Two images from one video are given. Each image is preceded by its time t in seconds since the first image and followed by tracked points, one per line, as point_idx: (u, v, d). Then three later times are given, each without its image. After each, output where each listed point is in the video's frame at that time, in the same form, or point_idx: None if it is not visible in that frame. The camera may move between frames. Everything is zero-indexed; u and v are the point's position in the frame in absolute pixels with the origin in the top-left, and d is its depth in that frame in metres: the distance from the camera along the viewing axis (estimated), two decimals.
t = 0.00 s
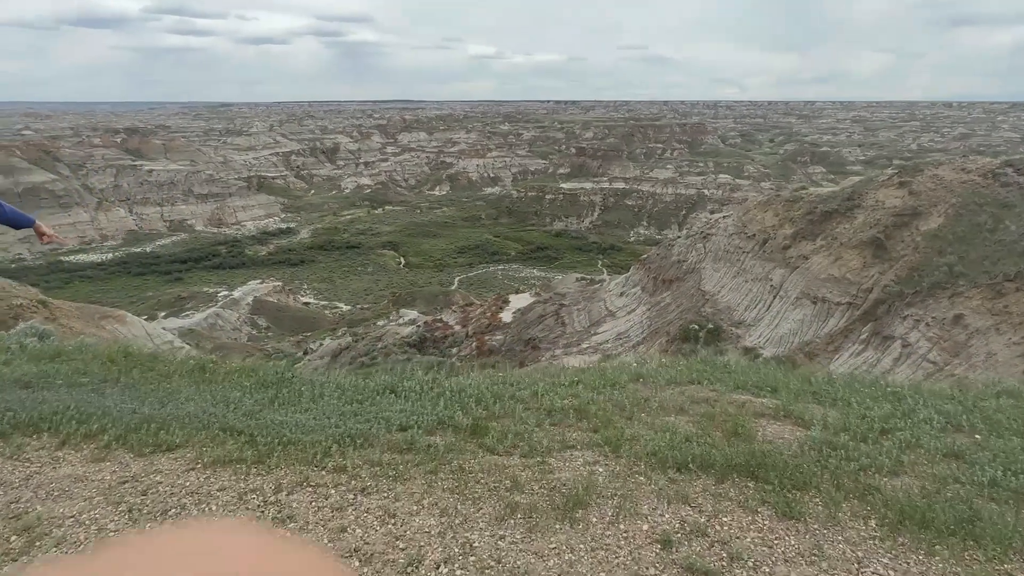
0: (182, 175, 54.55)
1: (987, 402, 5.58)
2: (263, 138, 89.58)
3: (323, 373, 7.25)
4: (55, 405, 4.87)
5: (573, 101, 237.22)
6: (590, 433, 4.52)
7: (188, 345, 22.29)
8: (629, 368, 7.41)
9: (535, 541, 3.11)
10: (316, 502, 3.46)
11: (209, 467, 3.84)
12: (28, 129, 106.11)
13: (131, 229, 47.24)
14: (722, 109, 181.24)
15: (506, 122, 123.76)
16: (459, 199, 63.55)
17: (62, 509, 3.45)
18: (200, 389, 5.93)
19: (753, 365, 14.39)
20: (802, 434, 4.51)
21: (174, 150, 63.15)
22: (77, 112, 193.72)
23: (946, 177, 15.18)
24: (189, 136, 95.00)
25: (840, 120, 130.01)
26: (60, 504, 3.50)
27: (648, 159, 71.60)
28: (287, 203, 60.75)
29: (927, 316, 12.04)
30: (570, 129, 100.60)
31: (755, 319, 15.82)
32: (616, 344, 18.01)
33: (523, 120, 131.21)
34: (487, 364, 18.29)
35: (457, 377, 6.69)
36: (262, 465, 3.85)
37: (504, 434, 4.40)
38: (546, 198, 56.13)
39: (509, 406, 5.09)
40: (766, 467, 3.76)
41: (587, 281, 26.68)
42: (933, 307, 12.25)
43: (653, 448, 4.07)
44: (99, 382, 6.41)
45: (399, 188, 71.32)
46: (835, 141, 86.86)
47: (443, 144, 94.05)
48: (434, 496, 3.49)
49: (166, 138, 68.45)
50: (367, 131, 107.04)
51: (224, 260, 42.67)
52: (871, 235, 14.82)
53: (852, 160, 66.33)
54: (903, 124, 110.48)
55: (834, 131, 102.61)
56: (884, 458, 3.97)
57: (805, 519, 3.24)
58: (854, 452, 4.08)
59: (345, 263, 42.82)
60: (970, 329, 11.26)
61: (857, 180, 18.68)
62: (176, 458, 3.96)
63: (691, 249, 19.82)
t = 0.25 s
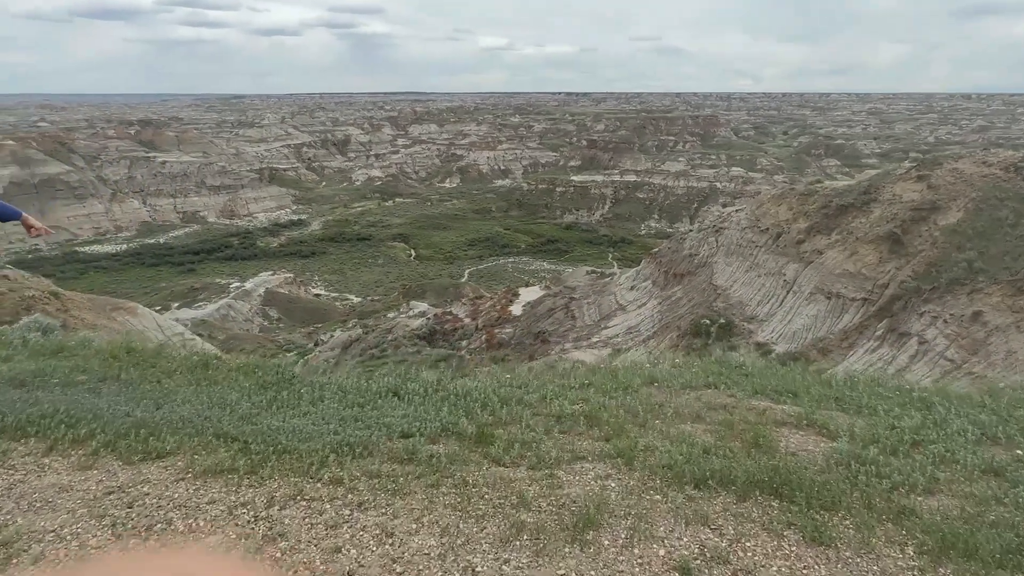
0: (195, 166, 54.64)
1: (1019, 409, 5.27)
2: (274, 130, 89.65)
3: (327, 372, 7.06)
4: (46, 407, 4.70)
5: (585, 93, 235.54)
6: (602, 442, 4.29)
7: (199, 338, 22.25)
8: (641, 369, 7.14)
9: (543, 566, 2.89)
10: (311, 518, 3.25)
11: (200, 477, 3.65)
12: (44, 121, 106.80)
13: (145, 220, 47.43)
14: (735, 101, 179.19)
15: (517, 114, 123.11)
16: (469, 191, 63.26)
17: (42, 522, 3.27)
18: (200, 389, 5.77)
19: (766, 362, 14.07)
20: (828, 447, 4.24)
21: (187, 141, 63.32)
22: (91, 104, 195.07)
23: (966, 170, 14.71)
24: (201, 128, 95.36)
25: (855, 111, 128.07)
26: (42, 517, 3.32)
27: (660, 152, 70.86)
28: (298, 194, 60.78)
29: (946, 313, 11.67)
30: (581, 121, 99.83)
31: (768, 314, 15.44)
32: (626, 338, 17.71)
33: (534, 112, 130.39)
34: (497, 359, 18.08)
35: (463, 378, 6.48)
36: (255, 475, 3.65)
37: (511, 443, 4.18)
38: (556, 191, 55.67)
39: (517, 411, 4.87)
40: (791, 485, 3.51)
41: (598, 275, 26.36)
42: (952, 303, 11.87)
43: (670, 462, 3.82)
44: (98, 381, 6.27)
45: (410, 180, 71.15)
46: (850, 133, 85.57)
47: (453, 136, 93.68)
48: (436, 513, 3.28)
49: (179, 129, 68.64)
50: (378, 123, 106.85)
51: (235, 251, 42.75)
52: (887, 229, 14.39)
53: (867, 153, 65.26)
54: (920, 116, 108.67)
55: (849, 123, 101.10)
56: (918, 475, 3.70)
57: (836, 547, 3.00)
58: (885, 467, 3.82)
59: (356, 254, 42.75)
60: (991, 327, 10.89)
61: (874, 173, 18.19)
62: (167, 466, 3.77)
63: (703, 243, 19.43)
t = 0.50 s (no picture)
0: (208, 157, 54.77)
1: None
2: (286, 121, 89.69)
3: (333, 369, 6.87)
4: (42, 404, 4.56)
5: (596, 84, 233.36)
6: (619, 448, 4.07)
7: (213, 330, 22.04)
8: (655, 367, 6.90)
9: None
10: (311, 528, 3.08)
11: (196, 482, 3.49)
12: (60, 113, 107.48)
13: (159, 211, 47.65)
14: (749, 92, 176.83)
15: (528, 105, 122.21)
16: (480, 183, 62.94)
17: (31, 529, 3.12)
18: (203, 386, 5.61)
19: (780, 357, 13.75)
20: (859, 454, 4.00)
21: (200, 132, 63.48)
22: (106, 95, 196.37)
23: (988, 162, 14.24)
24: (214, 119, 95.63)
25: (872, 102, 125.95)
26: (29, 524, 3.16)
27: (673, 143, 70.08)
28: (310, 186, 60.79)
29: (965, 308, 11.33)
30: (593, 112, 98.99)
31: (781, 308, 15.08)
32: (637, 331, 17.41)
33: (546, 103, 129.45)
34: (508, 352, 17.92)
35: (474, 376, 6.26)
36: (253, 481, 3.48)
37: (523, 448, 3.97)
38: (567, 182, 55.18)
39: (529, 413, 4.65)
40: (824, 498, 3.28)
41: (609, 267, 26.05)
42: (971, 299, 11.53)
43: (692, 471, 3.60)
44: (99, 377, 6.13)
45: (421, 171, 70.94)
46: (866, 124, 84.16)
47: (464, 127, 93.22)
48: (443, 525, 3.09)
49: (192, 120, 68.83)
50: (389, 114, 106.61)
51: (248, 242, 42.83)
52: (905, 223, 13.98)
53: (884, 145, 64.15)
54: (938, 107, 106.65)
55: (865, 114, 99.46)
56: (960, 487, 3.44)
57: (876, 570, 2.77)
58: (922, 479, 3.56)
59: (367, 246, 42.69)
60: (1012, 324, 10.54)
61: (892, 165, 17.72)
62: (162, 470, 3.61)
63: (716, 236, 19.04)
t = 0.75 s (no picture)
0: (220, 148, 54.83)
1: None
2: (297, 112, 89.63)
3: (335, 366, 6.70)
4: (31, 403, 4.43)
5: (608, 74, 231.08)
6: (628, 455, 3.86)
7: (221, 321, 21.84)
8: (665, 365, 6.66)
9: None
10: (298, 543, 2.90)
11: (182, 489, 3.32)
12: (76, 104, 108.03)
13: (172, 202, 47.81)
14: (762, 82, 174.43)
15: (539, 96, 121.32)
16: (491, 174, 62.57)
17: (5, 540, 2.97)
18: (200, 383, 5.47)
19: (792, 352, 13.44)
20: (885, 465, 3.75)
21: (212, 123, 63.57)
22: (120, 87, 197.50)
23: (1010, 153, 13.78)
24: (227, 110, 95.79)
25: (888, 93, 123.79)
26: (4, 534, 3.01)
27: (685, 135, 69.24)
28: (321, 177, 60.75)
29: (983, 303, 10.98)
30: (605, 103, 98.06)
31: (794, 301, 14.72)
32: (647, 324, 17.11)
33: (557, 94, 128.41)
34: (518, 344, 17.72)
35: (478, 374, 6.06)
36: (241, 489, 3.31)
37: (527, 455, 3.77)
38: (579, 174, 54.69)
39: (534, 416, 4.45)
40: (848, 515, 3.05)
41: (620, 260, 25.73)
42: (991, 293, 11.17)
43: (705, 483, 3.39)
44: (97, 373, 6.00)
45: (431, 162, 70.67)
46: (883, 115, 82.68)
47: (475, 118, 92.71)
48: (438, 542, 2.90)
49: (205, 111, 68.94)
50: (400, 105, 106.22)
51: (260, 233, 42.89)
52: (923, 215, 13.58)
53: (900, 136, 63.00)
54: (956, 98, 104.53)
55: (882, 104, 97.71)
56: (996, 504, 3.19)
57: None
58: (954, 494, 3.31)
59: (378, 237, 42.59)
60: None
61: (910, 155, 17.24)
62: (148, 475, 3.45)
63: (728, 228, 18.64)
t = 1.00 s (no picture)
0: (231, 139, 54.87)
1: None
2: (308, 103, 89.54)
3: (340, 363, 6.58)
4: (24, 403, 4.32)
5: (619, 63, 228.76)
6: (641, 464, 3.69)
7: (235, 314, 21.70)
8: (676, 364, 6.46)
9: None
10: (292, 560, 2.76)
11: (174, 498, 3.19)
12: (90, 95, 108.63)
13: (184, 192, 47.96)
14: (776, 71, 172.08)
15: (549, 86, 120.50)
16: (501, 165, 62.26)
17: None
18: (202, 381, 5.36)
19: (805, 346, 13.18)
20: (911, 477, 3.56)
21: (223, 114, 63.63)
22: (132, 77, 198.42)
23: None
24: (237, 101, 95.87)
25: (904, 82, 121.75)
26: None
27: (696, 125, 68.49)
28: (331, 167, 60.72)
29: (1001, 297, 10.67)
30: (616, 93, 97.14)
31: (807, 295, 14.39)
32: (657, 316, 16.87)
33: (567, 84, 127.46)
34: (527, 336, 17.57)
35: (484, 373, 5.90)
36: (235, 499, 3.18)
37: (534, 462, 3.61)
38: (589, 164, 54.23)
39: (542, 420, 4.29)
40: (874, 534, 2.87)
41: (631, 251, 25.46)
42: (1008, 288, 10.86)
43: (722, 495, 3.21)
44: (98, 370, 5.92)
45: (441, 153, 70.43)
46: (898, 104, 81.30)
47: (485, 108, 92.25)
48: (439, 559, 2.77)
49: (217, 102, 69.04)
50: (410, 95, 105.80)
51: (271, 223, 42.97)
52: (941, 208, 13.21)
53: (916, 126, 61.94)
54: (975, 87, 102.53)
55: (897, 94, 96.09)
56: None
57: None
58: (988, 511, 3.11)
59: (388, 228, 42.53)
60: None
61: (928, 146, 16.80)
62: (140, 482, 3.33)
63: (740, 220, 18.29)
